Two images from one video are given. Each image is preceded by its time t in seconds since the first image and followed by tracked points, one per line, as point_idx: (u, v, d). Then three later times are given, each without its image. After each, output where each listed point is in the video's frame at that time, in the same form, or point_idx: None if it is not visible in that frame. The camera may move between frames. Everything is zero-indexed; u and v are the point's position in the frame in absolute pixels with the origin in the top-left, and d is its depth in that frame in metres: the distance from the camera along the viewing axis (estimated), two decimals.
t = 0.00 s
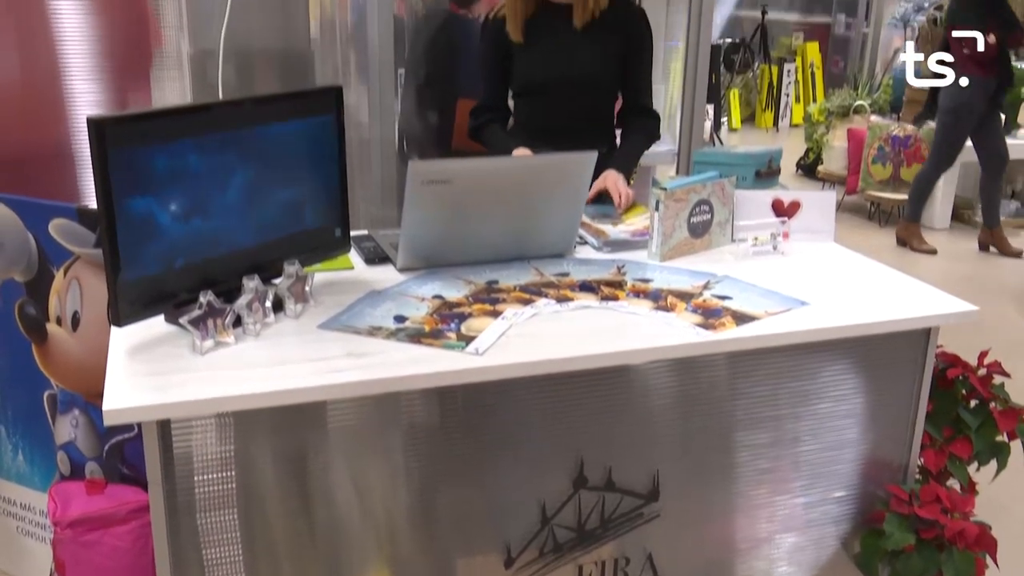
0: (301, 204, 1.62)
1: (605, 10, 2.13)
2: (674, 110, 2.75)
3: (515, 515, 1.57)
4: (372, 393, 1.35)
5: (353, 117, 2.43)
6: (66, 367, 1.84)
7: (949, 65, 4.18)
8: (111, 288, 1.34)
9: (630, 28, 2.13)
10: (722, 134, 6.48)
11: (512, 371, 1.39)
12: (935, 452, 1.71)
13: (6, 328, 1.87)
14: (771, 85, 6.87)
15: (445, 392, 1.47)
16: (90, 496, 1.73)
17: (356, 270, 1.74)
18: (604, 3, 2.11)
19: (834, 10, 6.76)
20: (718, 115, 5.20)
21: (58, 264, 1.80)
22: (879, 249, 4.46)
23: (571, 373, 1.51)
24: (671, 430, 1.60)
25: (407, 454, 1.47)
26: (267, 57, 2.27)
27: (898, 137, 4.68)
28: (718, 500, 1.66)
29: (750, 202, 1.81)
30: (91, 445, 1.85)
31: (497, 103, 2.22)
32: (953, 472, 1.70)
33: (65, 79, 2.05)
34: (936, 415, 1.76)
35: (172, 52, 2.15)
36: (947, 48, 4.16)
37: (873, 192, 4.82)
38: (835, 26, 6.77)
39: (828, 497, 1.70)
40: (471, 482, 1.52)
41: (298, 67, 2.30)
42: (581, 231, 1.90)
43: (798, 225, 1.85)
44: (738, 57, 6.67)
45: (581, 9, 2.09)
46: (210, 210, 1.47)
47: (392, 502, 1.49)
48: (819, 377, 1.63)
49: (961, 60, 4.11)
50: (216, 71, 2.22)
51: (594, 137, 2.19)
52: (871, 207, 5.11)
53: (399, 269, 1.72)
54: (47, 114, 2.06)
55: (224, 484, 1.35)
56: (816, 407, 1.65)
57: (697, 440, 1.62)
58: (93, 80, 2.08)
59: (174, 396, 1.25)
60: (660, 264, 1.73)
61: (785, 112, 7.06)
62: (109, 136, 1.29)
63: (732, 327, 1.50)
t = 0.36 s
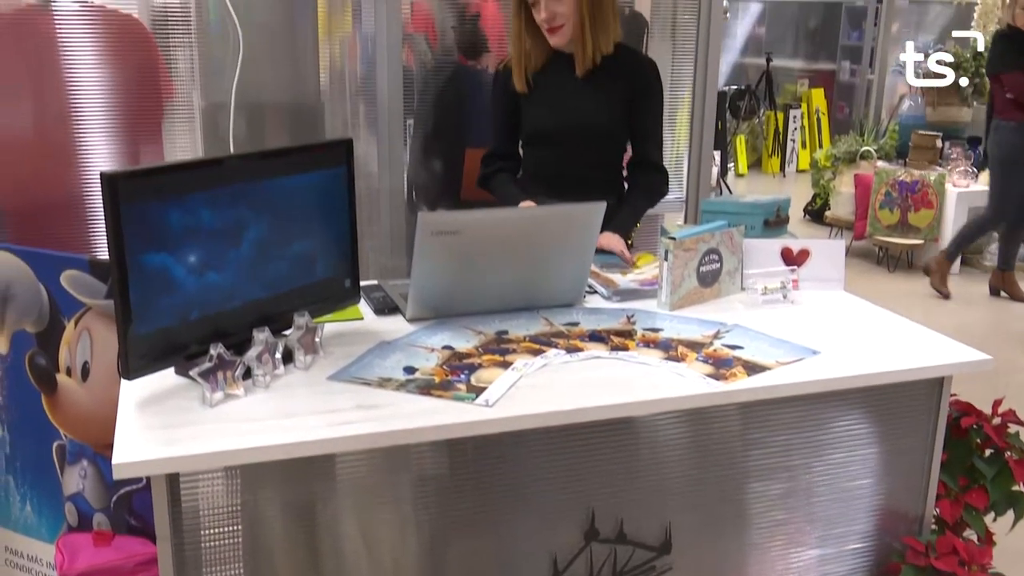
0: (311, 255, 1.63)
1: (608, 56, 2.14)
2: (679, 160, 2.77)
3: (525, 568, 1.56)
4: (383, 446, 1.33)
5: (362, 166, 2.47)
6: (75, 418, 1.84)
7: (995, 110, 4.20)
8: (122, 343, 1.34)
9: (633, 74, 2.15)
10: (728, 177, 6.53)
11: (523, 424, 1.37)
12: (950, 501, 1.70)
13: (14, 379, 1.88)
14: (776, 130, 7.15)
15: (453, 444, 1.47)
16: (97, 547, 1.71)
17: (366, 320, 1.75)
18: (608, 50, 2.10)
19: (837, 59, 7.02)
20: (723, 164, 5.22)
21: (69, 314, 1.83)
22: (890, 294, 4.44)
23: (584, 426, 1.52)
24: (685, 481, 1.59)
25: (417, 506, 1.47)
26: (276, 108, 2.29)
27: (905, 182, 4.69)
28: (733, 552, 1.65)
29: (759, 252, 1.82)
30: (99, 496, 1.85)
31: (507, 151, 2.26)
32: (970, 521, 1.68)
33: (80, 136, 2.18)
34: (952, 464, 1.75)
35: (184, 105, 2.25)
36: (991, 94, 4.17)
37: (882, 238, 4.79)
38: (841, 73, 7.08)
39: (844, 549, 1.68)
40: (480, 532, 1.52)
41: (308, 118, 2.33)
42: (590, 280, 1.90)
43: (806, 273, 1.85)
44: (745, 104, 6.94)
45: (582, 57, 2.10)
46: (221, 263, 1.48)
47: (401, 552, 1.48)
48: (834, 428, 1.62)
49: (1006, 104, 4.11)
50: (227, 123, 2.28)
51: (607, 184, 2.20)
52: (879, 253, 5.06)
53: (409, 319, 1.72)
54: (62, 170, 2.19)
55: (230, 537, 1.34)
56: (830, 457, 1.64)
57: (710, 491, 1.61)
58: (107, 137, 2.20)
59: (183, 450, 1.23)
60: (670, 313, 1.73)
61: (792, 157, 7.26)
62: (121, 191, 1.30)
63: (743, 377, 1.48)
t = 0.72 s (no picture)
0: (320, 299, 1.63)
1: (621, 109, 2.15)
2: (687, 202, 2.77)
3: None
4: (392, 493, 1.32)
5: (371, 209, 2.47)
6: (84, 463, 1.85)
7: None
8: (131, 391, 1.34)
9: (646, 124, 2.16)
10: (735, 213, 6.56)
11: (533, 470, 1.36)
12: (966, 546, 1.69)
13: (22, 425, 1.89)
14: (783, 167, 7.12)
15: (462, 491, 1.46)
16: None
17: (375, 364, 1.75)
18: (618, 105, 2.11)
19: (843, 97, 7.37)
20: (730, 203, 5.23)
21: (79, 359, 1.85)
22: (900, 332, 4.41)
23: (595, 470, 1.50)
24: (696, 524, 1.59)
25: (426, 552, 1.46)
26: (288, 155, 2.35)
27: (913, 220, 4.68)
28: None
29: (769, 291, 1.82)
30: (107, 542, 1.85)
31: (515, 193, 2.30)
32: (987, 566, 1.67)
33: (92, 181, 2.21)
34: (966, 507, 1.73)
35: (195, 149, 2.28)
36: None
37: (890, 277, 4.76)
38: (846, 111, 7.29)
39: None
40: None
41: (317, 163, 2.39)
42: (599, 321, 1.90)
43: (817, 314, 1.84)
44: (751, 141, 7.12)
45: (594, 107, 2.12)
46: (232, 309, 1.48)
47: None
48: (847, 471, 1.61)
49: None
50: (238, 168, 2.32)
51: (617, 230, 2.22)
52: (889, 290, 5.04)
53: (417, 363, 1.72)
54: (73, 214, 2.21)
55: None
56: (843, 500, 1.62)
57: (721, 535, 1.60)
58: (118, 182, 2.23)
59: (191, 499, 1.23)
60: (680, 356, 1.73)
61: (799, 195, 7.18)
62: (131, 241, 1.31)
63: (754, 421, 1.47)
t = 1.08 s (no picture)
0: (333, 341, 1.64)
1: (613, 151, 2.17)
2: (697, 241, 2.78)
3: None
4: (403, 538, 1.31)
5: (382, 251, 2.48)
6: (94, 506, 1.86)
7: None
8: (143, 435, 1.35)
9: (638, 167, 2.20)
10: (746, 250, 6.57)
11: (545, 514, 1.34)
12: None
13: (35, 467, 1.91)
14: (794, 206, 7.15)
15: (473, 536, 1.45)
16: None
17: (387, 406, 1.75)
18: (608, 147, 2.14)
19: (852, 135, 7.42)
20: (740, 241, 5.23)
21: (91, 402, 1.85)
22: (914, 370, 4.37)
23: (608, 514, 1.49)
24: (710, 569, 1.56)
25: None
26: (300, 199, 2.38)
27: (924, 258, 4.66)
28: None
29: (782, 331, 1.82)
30: None
31: (502, 238, 2.31)
32: None
33: (108, 225, 2.23)
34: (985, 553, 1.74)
35: (208, 192, 2.30)
36: None
37: (903, 314, 4.74)
38: (855, 149, 7.33)
39: None
40: None
41: (328, 206, 2.41)
42: (611, 362, 1.90)
43: (830, 355, 1.84)
44: (760, 180, 7.17)
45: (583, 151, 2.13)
46: (245, 352, 1.49)
47: None
48: (862, 514, 1.60)
49: None
50: (250, 211, 2.34)
51: (614, 272, 2.23)
52: (902, 327, 5.02)
53: (429, 406, 1.72)
54: (89, 257, 2.24)
55: None
56: (859, 542, 1.61)
57: None
58: (133, 226, 2.25)
59: (203, 544, 1.22)
60: (691, 398, 1.72)
61: (811, 233, 7.20)
62: (145, 285, 1.32)
63: (767, 465, 1.46)
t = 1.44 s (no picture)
0: (343, 359, 1.64)
1: (574, 167, 2.14)
2: (706, 259, 2.78)
3: None
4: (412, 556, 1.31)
5: (391, 267, 2.49)
6: (101, 523, 1.86)
7: None
8: (153, 453, 1.35)
9: (603, 181, 2.18)
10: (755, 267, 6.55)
11: (554, 533, 1.34)
12: None
13: (43, 482, 1.93)
14: (803, 223, 7.11)
15: (482, 554, 1.45)
16: None
17: (395, 424, 1.75)
18: (569, 162, 2.10)
19: (861, 152, 7.42)
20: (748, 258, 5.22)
21: (101, 419, 1.85)
22: (925, 389, 4.33)
23: (618, 533, 1.48)
24: None
25: None
26: (309, 217, 2.39)
27: (934, 275, 4.65)
28: None
29: (791, 351, 1.80)
30: None
31: (463, 259, 2.20)
32: None
33: (118, 242, 2.25)
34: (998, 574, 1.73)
35: (218, 209, 2.31)
36: None
37: (913, 332, 4.71)
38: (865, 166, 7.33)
39: None
40: None
41: (337, 224, 2.42)
42: (620, 381, 1.90)
43: (841, 373, 1.84)
44: (769, 197, 7.17)
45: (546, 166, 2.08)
46: (255, 370, 1.49)
47: None
48: (874, 532, 1.59)
49: None
50: (260, 228, 2.35)
51: (580, 291, 2.19)
52: (913, 344, 5.00)
53: (438, 423, 1.72)
54: (99, 275, 2.25)
55: None
56: (870, 562, 1.60)
57: None
58: (144, 243, 2.27)
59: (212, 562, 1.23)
60: (701, 415, 1.72)
61: (819, 249, 7.14)
62: (156, 302, 1.32)
63: (777, 483, 1.45)
